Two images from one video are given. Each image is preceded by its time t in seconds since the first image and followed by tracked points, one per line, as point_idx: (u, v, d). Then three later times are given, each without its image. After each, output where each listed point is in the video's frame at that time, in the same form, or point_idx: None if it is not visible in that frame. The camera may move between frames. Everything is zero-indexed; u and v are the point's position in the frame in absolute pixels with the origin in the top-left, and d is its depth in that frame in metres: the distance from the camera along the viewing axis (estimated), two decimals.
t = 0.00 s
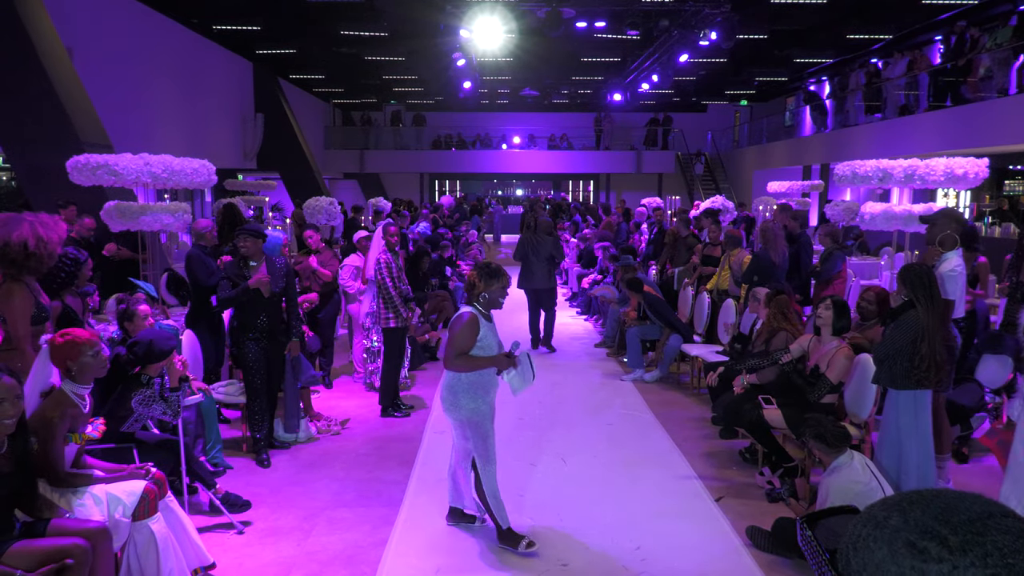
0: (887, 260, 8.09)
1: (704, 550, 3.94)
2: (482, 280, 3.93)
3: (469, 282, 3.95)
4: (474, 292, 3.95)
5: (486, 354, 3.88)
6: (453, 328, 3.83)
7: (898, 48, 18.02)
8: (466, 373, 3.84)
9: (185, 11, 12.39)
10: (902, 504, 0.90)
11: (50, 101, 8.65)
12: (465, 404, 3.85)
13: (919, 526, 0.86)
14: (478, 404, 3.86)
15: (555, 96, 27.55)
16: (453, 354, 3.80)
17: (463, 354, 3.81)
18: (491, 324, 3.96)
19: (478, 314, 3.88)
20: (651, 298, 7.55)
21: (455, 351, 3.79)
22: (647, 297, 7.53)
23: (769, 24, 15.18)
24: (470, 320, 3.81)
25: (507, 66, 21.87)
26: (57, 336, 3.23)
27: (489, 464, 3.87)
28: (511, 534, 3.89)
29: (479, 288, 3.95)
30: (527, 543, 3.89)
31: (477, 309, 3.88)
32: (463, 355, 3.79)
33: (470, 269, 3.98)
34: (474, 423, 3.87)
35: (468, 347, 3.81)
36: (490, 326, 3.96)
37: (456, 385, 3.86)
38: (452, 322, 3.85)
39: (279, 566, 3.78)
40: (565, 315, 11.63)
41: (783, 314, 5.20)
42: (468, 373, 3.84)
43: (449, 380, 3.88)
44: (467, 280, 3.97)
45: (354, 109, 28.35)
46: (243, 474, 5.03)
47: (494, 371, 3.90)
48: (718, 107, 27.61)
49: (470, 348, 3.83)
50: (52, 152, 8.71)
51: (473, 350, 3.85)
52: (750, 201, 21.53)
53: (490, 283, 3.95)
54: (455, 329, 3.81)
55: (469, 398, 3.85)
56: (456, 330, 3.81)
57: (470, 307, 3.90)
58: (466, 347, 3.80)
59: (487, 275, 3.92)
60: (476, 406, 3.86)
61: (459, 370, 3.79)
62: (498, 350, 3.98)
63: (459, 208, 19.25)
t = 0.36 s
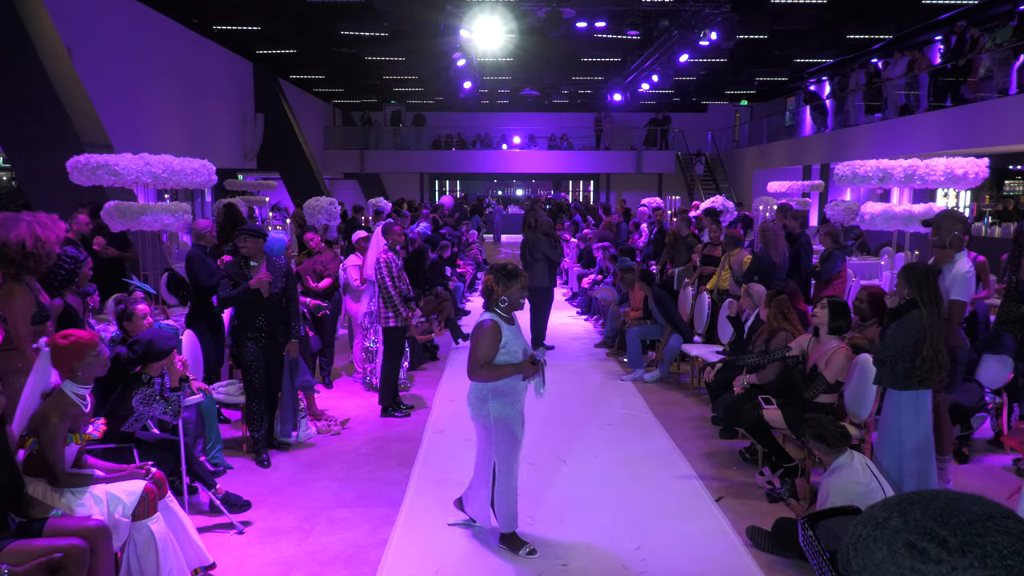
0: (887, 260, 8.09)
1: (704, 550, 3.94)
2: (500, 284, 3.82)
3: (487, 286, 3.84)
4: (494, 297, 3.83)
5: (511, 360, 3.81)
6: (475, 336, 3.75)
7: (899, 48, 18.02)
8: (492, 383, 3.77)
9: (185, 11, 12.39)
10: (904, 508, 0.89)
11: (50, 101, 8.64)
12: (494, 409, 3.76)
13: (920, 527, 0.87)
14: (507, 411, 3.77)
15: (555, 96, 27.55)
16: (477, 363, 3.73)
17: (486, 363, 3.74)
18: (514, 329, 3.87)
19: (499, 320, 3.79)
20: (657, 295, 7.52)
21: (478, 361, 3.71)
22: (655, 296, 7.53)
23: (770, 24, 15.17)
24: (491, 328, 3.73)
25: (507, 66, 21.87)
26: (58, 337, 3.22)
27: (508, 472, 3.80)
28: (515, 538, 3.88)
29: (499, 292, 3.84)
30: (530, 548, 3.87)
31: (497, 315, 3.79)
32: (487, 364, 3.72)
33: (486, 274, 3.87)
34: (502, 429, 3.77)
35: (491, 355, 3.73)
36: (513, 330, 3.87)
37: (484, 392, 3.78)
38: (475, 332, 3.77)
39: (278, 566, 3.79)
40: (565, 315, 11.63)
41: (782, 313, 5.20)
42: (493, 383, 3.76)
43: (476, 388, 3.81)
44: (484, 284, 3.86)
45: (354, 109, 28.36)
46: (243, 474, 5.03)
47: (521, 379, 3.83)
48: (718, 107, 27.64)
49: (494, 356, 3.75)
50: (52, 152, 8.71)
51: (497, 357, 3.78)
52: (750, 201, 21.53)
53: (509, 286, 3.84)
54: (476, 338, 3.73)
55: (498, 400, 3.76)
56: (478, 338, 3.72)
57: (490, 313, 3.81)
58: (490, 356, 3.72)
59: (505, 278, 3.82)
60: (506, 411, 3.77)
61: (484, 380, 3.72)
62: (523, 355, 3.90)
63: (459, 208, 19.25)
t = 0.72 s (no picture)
0: (887, 260, 8.09)
1: (703, 550, 3.94)
2: (521, 286, 3.71)
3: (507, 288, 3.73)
4: (515, 299, 3.73)
5: (533, 363, 3.70)
6: (496, 340, 3.63)
7: (899, 49, 18.02)
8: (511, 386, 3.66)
9: (185, 11, 12.38)
10: (906, 502, 0.90)
11: (50, 102, 8.64)
12: (512, 415, 3.68)
13: (920, 522, 0.87)
14: (527, 416, 3.68)
15: (555, 96, 27.54)
16: (500, 367, 3.61)
17: (509, 366, 3.63)
18: (535, 332, 3.76)
19: (520, 324, 3.68)
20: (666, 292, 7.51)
21: (502, 365, 3.60)
22: (667, 293, 7.51)
23: (770, 24, 15.17)
24: (513, 331, 3.62)
25: (507, 66, 21.87)
26: (59, 337, 3.22)
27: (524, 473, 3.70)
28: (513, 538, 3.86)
29: (520, 294, 3.73)
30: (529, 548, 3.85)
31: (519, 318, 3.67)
32: (510, 368, 3.61)
33: (506, 276, 3.75)
34: (523, 436, 3.68)
35: (513, 359, 3.62)
36: (534, 332, 3.77)
37: (503, 397, 3.69)
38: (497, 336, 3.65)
39: (279, 566, 3.79)
40: (565, 315, 11.62)
41: (783, 313, 5.19)
42: (513, 386, 3.66)
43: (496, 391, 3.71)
44: (504, 288, 3.75)
45: (354, 109, 28.36)
46: (243, 474, 5.03)
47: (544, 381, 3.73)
48: (718, 107, 27.64)
49: (518, 360, 3.64)
50: (52, 152, 8.72)
51: (520, 361, 3.67)
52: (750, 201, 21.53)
53: (530, 287, 3.73)
54: (497, 342, 3.62)
55: (517, 406, 3.68)
56: (500, 342, 3.61)
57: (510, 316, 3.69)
58: (512, 360, 3.61)
59: (525, 279, 3.70)
60: (523, 417, 3.68)
61: (506, 384, 3.61)
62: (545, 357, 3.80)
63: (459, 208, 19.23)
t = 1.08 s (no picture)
0: (888, 260, 8.08)
1: (703, 550, 3.94)
2: (544, 286, 3.64)
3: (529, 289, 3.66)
4: (540, 301, 3.66)
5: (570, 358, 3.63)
6: (530, 342, 3.56)
7: (899, 49, 18.02)
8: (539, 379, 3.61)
9: (185, 11, 12.38)
10: (907, 503, 0.90)
11: (50, 101, 8.65)
12: (539, 419, 3.63)
13: (921, 523, 0.87)
14: (554, 421, 3.61)
15: (555, 96, 27.53)
16: (542, 366, 3.53)
17: (551, 364, 3.55)
18: (565, 331, 3.69)
19: (550, 324, 3.61)
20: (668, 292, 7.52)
21: (544, 364, 3.51)
22: (672, 292, 7.51)
23: (770, 23, 15.16)
24: (542, 331, 3.55)
25: (507, 66, 21.87)
26: (60, 338, 3.21)
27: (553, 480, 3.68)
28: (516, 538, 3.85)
29: (544, 295, 3.65)
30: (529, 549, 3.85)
31: (546, 318, 3.60)
32: (553, 365, 3.53)
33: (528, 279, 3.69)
34: (548, 440, 3.63)
35: (552, 357, 3.54)
36: (564, 331, 3.70)
37: (529, 400, 3.66)
38: (528, 340, 3.58)
39: (279, 566, 3.79)
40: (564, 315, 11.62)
41: (783, 314, 5.19)
42: (553, 387, 3.60)
43: (524, 394, 3.69)
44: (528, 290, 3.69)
45: (354, 109, 28.35)
46: (243, 474, 5.03)
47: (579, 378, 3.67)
48: (718, 107, 27.64)
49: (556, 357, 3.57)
50: (52, 152, 8.72)
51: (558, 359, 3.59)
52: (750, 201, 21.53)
53: (554, 287, 3.66)
54: (533, 343, 3.55)
55: (550, 408, 3.62)
56: (534, 343, 3.54)
57: (535, 317, 3.62)
58: (551, 356, 3.53)
59: (549, 278, 3.63)
60: (549, 422, 3.62)
61: (554, 382, 3.52)
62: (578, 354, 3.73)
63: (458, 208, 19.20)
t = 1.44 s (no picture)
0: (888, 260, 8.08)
1: (703, 549, 3.94)
2: (570, 285, 3.76)
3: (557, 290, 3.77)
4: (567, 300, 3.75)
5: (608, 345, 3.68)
6: (569, 334, 3.60)
7: (900, 48, 18.01)
8: (571, 374, 3.64)
9: (185, 11, 12.37)
10: (906, 502, 0.89)
11: (50, 102, 8.64)
12: (573, 417, 3.63)
13: (922, 522, 0.86)
14: (588, 415, 3.63)
15: (555, 96, 27.52)
16: (589, 350, 3.55)
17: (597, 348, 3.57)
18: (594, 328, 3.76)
19: (584, 317, 3.67)
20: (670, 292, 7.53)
21: (592, 347, 3.54)
22: (675, 293, 7.54)
23: (771, 23, 15.15)
24: (576, 322, 3.61)
25: (507, 66, 21.87)
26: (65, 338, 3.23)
27: (596, 477, 3.64)
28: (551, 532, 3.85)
29: (571, 294, 3.75)
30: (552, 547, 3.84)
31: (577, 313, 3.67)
32: (599, 346, 3.56)
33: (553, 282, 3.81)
34: (580, 435, 3.63)
35: (594, 343, 3.58)
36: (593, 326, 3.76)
37: (561, 397, 3.67)
38: (563, 334, 3.61)
39: (279, 566, 3.78)
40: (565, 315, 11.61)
41: (782, 314, 5.19)
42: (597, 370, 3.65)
43: (553, 392, 3.70)
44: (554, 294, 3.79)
45: (354, 109, 28.35)
46: (243, 474, 5.03)
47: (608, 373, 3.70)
48: (719, 107, 27.65)
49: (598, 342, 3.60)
50: (52, 153, 8.72)
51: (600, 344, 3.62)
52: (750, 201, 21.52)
53: (578, 286, 3.75)
54: (574, 333, 3.58)
55: (585, 404, 3.64)
56: (574, 332, 3.58)
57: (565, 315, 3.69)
58: (594, 340, 3.57)
59: (573, 277, 3.75)
60: (582, 417, 3.63)
61: (607, 360, 3.53)
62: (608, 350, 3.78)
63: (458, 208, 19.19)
